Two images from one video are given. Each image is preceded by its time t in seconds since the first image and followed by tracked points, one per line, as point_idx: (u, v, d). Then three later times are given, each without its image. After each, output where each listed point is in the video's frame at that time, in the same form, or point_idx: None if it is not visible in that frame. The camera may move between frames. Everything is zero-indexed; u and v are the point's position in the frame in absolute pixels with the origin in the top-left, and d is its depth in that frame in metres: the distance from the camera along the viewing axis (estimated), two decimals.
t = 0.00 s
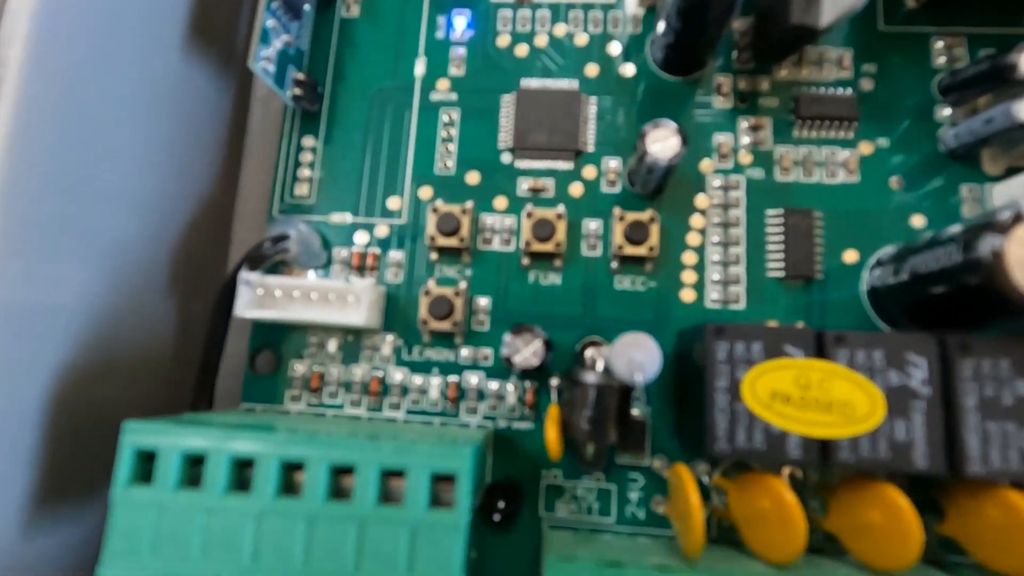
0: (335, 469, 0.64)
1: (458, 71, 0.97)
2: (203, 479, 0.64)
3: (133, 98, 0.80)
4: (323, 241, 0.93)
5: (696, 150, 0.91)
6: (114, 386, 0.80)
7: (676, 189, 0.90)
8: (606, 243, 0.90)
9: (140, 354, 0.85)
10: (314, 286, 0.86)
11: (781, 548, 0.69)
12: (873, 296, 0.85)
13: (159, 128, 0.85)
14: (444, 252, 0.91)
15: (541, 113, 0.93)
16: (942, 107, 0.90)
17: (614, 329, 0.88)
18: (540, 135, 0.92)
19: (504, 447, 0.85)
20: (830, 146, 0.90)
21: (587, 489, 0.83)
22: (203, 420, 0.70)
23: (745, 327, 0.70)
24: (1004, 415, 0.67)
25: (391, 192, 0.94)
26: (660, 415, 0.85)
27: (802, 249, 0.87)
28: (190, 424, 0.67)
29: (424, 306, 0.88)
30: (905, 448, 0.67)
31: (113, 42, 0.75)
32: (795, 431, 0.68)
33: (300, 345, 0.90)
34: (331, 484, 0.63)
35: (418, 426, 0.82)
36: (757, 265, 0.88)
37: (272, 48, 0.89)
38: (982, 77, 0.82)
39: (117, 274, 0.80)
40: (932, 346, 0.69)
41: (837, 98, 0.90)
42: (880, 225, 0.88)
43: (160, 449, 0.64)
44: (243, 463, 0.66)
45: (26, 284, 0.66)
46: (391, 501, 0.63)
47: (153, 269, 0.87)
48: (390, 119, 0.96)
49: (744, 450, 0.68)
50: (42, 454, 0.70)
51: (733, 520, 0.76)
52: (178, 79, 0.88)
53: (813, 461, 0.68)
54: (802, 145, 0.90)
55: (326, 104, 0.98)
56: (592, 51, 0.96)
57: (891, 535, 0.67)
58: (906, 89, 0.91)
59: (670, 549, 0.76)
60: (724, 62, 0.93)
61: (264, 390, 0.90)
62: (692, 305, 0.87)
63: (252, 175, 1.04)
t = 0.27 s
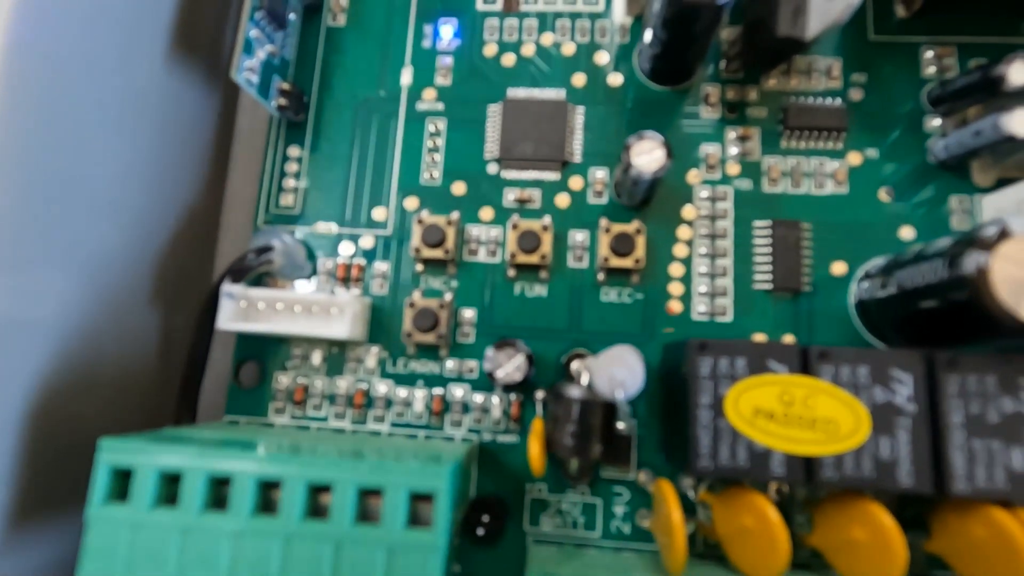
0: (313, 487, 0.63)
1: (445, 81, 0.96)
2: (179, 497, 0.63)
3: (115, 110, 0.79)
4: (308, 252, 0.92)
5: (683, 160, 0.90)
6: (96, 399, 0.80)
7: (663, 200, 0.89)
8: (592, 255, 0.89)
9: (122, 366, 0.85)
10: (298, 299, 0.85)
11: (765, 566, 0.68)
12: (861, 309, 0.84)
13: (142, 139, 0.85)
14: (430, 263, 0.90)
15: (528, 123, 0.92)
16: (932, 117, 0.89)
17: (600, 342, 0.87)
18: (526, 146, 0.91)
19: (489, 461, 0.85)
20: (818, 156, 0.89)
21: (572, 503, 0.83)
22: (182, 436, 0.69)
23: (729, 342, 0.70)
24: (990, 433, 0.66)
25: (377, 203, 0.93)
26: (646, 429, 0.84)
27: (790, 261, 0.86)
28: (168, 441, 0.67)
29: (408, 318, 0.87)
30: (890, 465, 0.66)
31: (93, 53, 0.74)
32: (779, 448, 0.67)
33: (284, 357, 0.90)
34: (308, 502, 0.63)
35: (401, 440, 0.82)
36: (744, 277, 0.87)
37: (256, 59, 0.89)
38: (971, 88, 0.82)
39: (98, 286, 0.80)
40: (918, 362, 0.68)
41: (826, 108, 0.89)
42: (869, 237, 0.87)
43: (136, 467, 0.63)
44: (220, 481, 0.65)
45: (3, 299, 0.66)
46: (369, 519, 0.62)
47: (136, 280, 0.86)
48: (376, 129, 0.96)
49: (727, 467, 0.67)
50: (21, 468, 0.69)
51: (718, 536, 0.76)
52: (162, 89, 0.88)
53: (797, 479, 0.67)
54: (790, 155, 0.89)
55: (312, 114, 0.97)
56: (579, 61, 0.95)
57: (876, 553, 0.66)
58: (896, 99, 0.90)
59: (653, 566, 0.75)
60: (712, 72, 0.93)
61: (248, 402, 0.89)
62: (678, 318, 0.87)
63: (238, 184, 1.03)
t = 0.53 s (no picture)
0: (315, 487, 0.65)
1: (444, 86, 0.97)
2: (184, 497, 0.65)
3: (120, 117, 0.80)
4: (309, 255, 0.93)
5: (680, 165, 0.92)
6: (102, 401, 0.81)
7: (660, 205, 0.90)
8: (590, 259, 0.90)
9: (127, 368, 0.86)
10: (300, 302, 0.87)
11: (759, 566, 0.69)
12: (855, 312, 0.85)
13: (146, 145, 0.86)
14: (430, 267, 0.91)
15: (527, 128, 0.93)
16: (926, 123, 0.90)
17: (597, 344, 0.88)
18: (525, 151, 0.93)
19: (488, 461, 0.86)
20: (813, 161, 0.90)
21: (569, 503, 0.84)
22: (187, 438, 0.71)
23: (723, 346, 0.71)
24: (980, 435, 0.67)
25: (378, 207, 0.95)
26: (642, 430, 0.85)
27: (785, 265, 0.87)
28: (173, 442, 0.68)
29: (409, 321, 0.89)
30: (881, 467, 0.67)
31: (99, 61, 0.76)
32: (772, 449, 0.68)
33: (287, 359, 0.91)
34: (310, 502, 0.64)
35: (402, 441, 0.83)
36: (740, 281, 0.88)
37: (258, 65, 0.90)
38: (963, 95, 0.83)
39: (104, 289, 0.81)
40: (909, 365, 0.69)
41: (821, 114, 0.90)
42: (863, 241, 0.88)
43: (142, 468, 0.65)
44: (224, 481, 0.67)
45: (10, 302, 0.67)
46: (369, 519, 0.64)
47: (141, 284, 0.88)
48: (377, 134, 0.97)
49: (722, 469, 0.69)
50: (29, 468, 0.71)
51: (713, 537, 0.77)
52: (166, 95, 0.89)
53: (789, 480, 0.68)
54: (785, 160, 0.91)
55: (314, 119, 0.98)
56: (577, 67, 0.96)
57: (867, 553, 0.67)
58: (890, 105, 0.91)
59: (649, 565, 0.76)
60: (709, 78, 0.94)
61: (251, 403, 0.90)
62: (675, 321, 0.88)
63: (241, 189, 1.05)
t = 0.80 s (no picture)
0: (324, 495, 0.65)
1: (451, 91, 0.97)
2: (193, 505, 0.65)
3: (128, 124, 0.80)
4: (316, 261, 0.93)
5: (687, 171, 0.91)
6: (109, 408, 0.81)
7: (667, 211, 0.90)
8: (597, 265, 0.90)
9: (134, 375, 0.86)
10: (307, 308, 0.87)
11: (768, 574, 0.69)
12: (863, 319, 0.85)
13: (154, 151, 0.86)
14: (437, 272, 0.91)
15: (533, 134, 0.93)
16: (934, 128, 0.90)
17: (604, 351, 0.88)
18: (531, 156, 0.92)
19: (495, 468, 0.86)
20: (821, 167, 0.90)
21: (576, 510, 0.84)
22: (196, 445, 0.71)
23: (732, 354, 0.71)
24: (990, 444, 0.67)
25: (384, 213, 0.95)
26: (650, 437, 0.85)
27: (793, 271, 0.87)
28: (182, 449, 0.68)
29: (416, 327, 0.89)
30: (891, 476, 0.67)
31: (108, 68, 0.76)
32: (782, 458, 0.68)
33: (293, 365, 0.91)
34: (319, 511, 0.64)
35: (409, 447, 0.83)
36: (747, 287, 0.88)
37: (265, 71, 0.90)
38: (973, 102, 0.83)
39: (111, 297, 0.81)
40: (919, 374, 0.69)
41: (829, 120, 0.90)
42: (871, 247, 0.88)
43: (151, 476, 0.65)
44: (233, 489, 0.66)
45: (19, 312, 0.67)
46: (379, 528, 0.64)
47: (148, 290, 0.88)
48: (384, 139, 0.97)
49: (731, 477, 0.69)
50: (38, 474, 0.71)
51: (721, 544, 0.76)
52: (173, 101, 0.89)
53: (799, 489, 0.68)
54: (793, 166, 0.90)
55: (320, 124, 0.98)
56: (584, 72, 0.96)
57: (877, 562, 0.67)
58: (898, 111, 0.91)
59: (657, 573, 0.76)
60: (716, 83, 0.94)
61: (258, 409, 0.90)
62: (682, 327, 0.88)
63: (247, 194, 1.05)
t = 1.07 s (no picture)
0: (354, 455, 0.69)
1: (466, 80, 1.01)
2: (231, 464, 0.69)
3: (162, 110, 0.84)
4: (338, 242, 0.97)
5: (694, 156, 0.95)
6: (144, 382, 0.85)
7: (675, 194, 0.94)
8: (608, 245, 0.94)
9: (166, 351, 0.90)
10: (330, 286, 0.90)
11: (772, 533, 0.73)
12: (862, 297, 0.89)
13: (185, 137, 0.90)
14: (454, 253, 0.95)
15: (546, 120, 0.97)
16: (931, 115, 0.94)
17: (615, 327, 0.92)
18: (544, 142, 0.96)
19: (510, 438, 0.90)
20: (823, 152, 0.94)
21: (588, 478, 0.88)
22: (230, 411, 0.75)
23: (738, 325, 0.75)
24: (982, 409, 0.71)
25: (403, 196, 0.99)
26: (658, 409, 0.89)
27: (796, 251, 0.91)
28: (218, 413, 0.72)
29: (434, 304, 0.93)
30: (888, 439, 0.71)
31: (145, 56, 0.80)
32: (785, 423, 0.72)
33: (316, 341, 0.95)
34: (350, 469, 0.68)
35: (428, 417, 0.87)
36: (752, 266, 0.92)
37: (290, 59, 0.94)
38: (969, 88, 0.86)
39: (146, 275, 0.85)
40: (915, 344, 0.73)
41: (830, 106, 0.93)
42: (870, 228, 0.92)
43: (192, 436, 0.69)
44: (267, 450, 0.71)
45: (67, 285, 0.71)
46: (406, 485, 0.68)
47: (179, 270, 0.92)
48: (402, 126, 1.01)
49: (736, 441, 0.73)
50: (79, 440, 0.74)
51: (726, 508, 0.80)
52: (203, 90, 0.93)
53: (801, 452, 0.72)
54: (795, 151, 0.94)
55: (341, 112, 1.02)
56: (595, 61, 1.00)
57: (875, 520, 0.71)
58: (897, 98, 0.95)
59: (666, 535, 0.80)
60: (721, 72, 0.97)
61: (283, 383, 0.95)
62: (689, 305, 0.92)
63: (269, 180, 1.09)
